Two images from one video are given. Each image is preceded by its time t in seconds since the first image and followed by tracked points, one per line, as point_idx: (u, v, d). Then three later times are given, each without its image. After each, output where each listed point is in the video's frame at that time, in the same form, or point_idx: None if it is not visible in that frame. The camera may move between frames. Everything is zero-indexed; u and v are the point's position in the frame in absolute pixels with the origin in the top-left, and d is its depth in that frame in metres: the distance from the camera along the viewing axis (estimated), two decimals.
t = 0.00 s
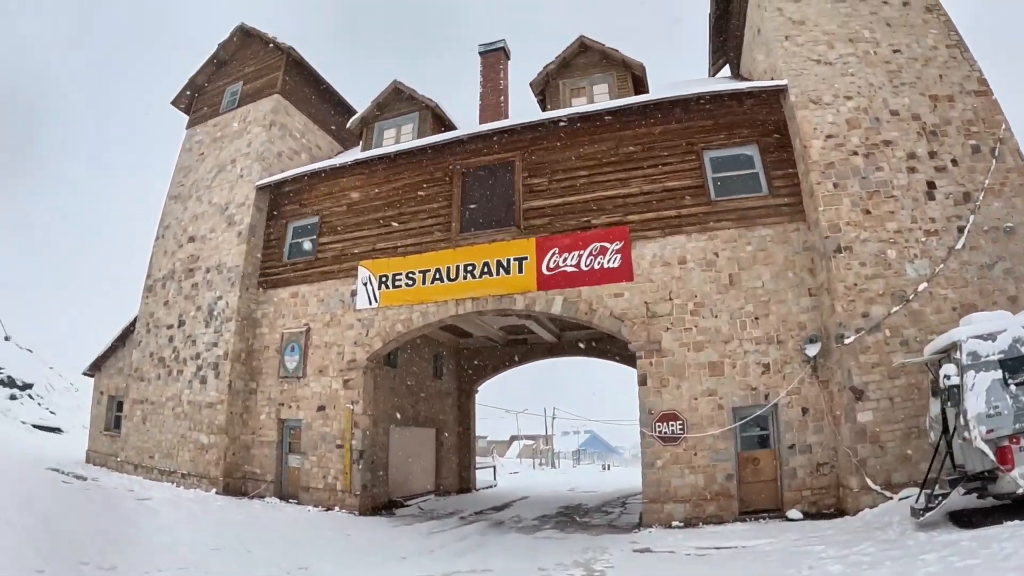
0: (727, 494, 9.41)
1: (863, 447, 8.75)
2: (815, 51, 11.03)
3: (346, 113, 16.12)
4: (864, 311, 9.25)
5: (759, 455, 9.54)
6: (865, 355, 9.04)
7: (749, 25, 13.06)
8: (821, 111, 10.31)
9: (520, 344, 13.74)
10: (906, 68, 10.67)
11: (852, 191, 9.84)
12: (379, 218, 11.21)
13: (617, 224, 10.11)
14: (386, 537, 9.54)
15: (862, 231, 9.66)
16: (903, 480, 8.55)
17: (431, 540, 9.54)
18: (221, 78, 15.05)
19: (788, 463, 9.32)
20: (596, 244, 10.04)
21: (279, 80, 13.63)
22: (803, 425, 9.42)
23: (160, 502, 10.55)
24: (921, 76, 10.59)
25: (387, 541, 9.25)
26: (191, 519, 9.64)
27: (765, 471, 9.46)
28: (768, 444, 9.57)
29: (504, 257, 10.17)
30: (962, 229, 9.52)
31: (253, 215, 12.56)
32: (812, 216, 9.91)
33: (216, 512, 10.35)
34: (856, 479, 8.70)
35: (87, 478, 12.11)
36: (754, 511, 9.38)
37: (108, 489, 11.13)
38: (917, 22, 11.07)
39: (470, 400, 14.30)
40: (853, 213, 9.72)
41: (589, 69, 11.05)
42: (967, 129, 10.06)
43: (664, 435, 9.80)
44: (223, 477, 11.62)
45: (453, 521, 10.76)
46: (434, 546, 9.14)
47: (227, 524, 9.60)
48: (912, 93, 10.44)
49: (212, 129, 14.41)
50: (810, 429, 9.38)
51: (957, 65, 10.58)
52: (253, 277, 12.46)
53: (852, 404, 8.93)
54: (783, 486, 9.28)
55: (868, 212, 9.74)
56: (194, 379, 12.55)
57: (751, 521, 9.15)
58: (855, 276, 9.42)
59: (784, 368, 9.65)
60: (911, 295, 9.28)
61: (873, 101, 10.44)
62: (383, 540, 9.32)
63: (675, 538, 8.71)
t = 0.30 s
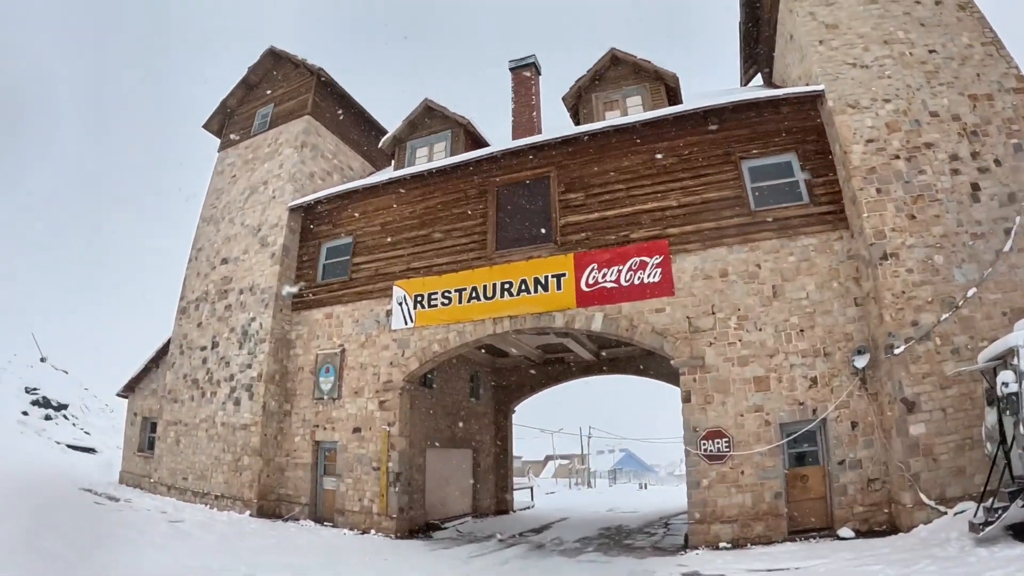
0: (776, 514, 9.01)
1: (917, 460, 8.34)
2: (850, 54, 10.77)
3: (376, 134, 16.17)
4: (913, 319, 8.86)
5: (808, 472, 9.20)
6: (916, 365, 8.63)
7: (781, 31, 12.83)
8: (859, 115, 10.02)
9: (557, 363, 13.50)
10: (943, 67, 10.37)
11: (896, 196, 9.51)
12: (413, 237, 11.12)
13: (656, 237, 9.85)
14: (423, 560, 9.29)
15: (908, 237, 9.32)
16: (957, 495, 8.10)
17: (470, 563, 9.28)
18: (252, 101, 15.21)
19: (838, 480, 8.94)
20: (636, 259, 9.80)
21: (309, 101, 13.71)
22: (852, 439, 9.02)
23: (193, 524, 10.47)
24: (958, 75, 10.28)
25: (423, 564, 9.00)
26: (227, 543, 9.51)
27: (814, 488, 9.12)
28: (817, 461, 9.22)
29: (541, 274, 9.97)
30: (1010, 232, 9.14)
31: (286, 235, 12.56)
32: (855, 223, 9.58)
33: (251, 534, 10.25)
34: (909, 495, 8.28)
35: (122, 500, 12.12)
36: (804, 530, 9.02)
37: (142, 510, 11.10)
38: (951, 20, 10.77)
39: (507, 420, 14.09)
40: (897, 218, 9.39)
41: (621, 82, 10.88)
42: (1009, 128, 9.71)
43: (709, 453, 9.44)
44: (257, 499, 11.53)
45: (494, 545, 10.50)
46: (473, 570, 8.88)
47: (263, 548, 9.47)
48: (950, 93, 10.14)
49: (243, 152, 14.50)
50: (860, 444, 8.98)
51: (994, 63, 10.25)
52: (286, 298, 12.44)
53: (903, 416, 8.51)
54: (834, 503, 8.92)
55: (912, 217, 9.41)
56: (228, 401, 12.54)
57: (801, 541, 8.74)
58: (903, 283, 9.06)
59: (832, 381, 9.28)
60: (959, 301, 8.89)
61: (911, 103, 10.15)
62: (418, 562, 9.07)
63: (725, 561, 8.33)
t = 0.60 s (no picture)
0: (781, 532, 8.74)
1: (926, 477, 8.12)
2: (853, 67, 10.72)
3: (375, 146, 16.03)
4: (920, 333, 8.69)
5: (813, 490, 8.98)
6: (923, 380, 8.41)
7: (783, 46, 12.77)
8: (864, 127, 9.92)
9: (557, 379, 13.13)
10: (945, 80, 10.32)
11: (901, 208, 9.37)
12: (410, 249, 10.89)
13: (658, 251, 9.65)
14: None
15: (914, 250, 9.17)
16: (966, 512, 7.86)
17: None
18: (250, 111, 15.04)
19: (844, 498, 8.71)
20: (637, 273, 9.59)
21: (308, 112, 13.55)
22: (859, 455, 8.80)
23: (182, 538, 10.18)
24: (961, 88, 10.22)
25: None
26: (216, 558, 9.22)
27: (820, 506, 8.90)
28: (822, 478, 9.00)
29: (541, 288, 9.75)
30: (1015, 244, 9.00)
31: (281, 246, 12.37)
32: (860, 237, 9.43)
33: (240, 550, 9.95)
34: (918, 511, 8.07)
35: (109, 511, 11.82)
36: (808, 549, 8.79)
37: (129, 523, 10.82)
38: (953, 33, 10.71)
39: (503, 437, 13.83)
40: (903, 231, 9.25)
41: (623, 95, 10.72)
42: (1012, 141, 9.63)
43: (712, 470, 9.17)
44: (247, 513, 11.24)
45: (490, 564, 10.19)
46: None
47: (253, 564, 9.17)
48: (954, 105, 10.06)
49: (240, 161, 14.30)
50: (866, 460, 8.76)
51: (997, 76, 10.20)
52: (281, 310, 12.21)
53: (911, 432, 8.30)
54: (840, 522, 8.69)
55: (917, 229, 9.28)
56: (220, 413, 12.28)
57: (808, 561, 8.47)
58: (909, 296, 8.89)
59: (837, 397, 9.07)
60: (966, 315, 8.70)
61: (915, 115, 10.08)
62: None
63: None
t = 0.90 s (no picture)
0: (728, 558, 8.51)
1: (877, 505, 8.03)
2: (817, 98, 10.96)
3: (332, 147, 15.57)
4: (874, 362, 8.67)
5: (763, 516, 8.74)
6: (877, 409, 8.40)
7: (747, 75, 12.82)
8: (825, 156, 10.20)
9: (501, 396, 12.98)
10: (908, 116, 10.60)
11: (860, 237, 9.48)
12: (360, 255, 10.46)
13: (614, 269, 9.29)
14: None
15: (871, 280, 9.21)
16: (916, 541, 7.83)
17: None
18: (208, 103, 14.41)
19: (794, 524, 8.53)
20: (591, 290, 9.22)
21: (267, 107, 13.04)
22: (809, 483, 8.64)
23: (107, 543, 9.57)
24: (923, 123, 10.51)
25: None
26: (142, 566, 8.63)
27: (769, 533, 8.66)
28: (772, 504, 8.79)
29: (492, 301, 9.38)
30: (970, 277, 9.10)
31: (229, 243, 11.84)
32: (818, 264, 9.35)
33: (169, 558, 9.39)
34: (869, 539, 7.93)
35: (31, 511, 11.08)
36: None
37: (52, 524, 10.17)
38: (917, 71, 11.05)
39: (446, 453, 13.40)
40: (860, 260, 9.31)
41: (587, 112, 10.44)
42: (971, 177, 9.91)
43: (660, 494, 8.93)
44: (178, 520, 10.63)
45: None
46: None
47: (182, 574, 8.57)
48: (916, 140, 10.32)
49: (194, 153, 13.71)
50: (816, 487, 8.62)
51: (958, 114, 10.51)
52: (225, 309, 11.69)
53: (864, 460, 8.23)
54: (790, 549, 8.49)
55: (875, 258, 9.35)
56: (155, 414, 11.68)
57: None
58: (864, 325, 8.87)
59: (789, 424, 8.92)
60: (920, 345, 8.77)
61: (876, 147, 10.35)
62: None
63: None
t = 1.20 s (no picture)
0: None
1: (806, 532, 8.01)
2: (767, 130, 11.05)
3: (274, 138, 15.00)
4: (808, 391, 8.76)
5: (690, 540, 8.64)
6: (809, 437, 8.46)
7: (700, 102, 12.75)
8: (770, 187, 10.38)
9: (429, 407, 12.66)
10: (853, 154, 11.02)
11: (801, 268, 9.90)
12: (293, 251, 10.07)
13: (551, 284, 9.08)
14: None
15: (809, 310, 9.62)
16: (845, 568, 7.87)
17: None
18: (152, 82, 13.79)
19: (721, 549, 8.45)
20: (527, 303, 9.00)
21: (212, 93, 12.65)
22: (739, 508, 8.59)
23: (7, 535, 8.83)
24: (868, 162, 10.97)
25: None
26: (42, 563, 7.96)
27: (696, 557, 8.56)
28: (699, 529, 8.71)
29: (425, 307, 9.08)
30: (906, 313, 9.64)
31: (160, 227, 11.31)
32: (756, 291, 9.33)
33: (72, 555, 8.70)
34: (798, 566, 7.92)
35: None
36: None
37: None
38: (866, 112, 11.47)
39: (369, 462, 12.99)
40: (799, 289, 9.72)
41: (536, 124, 10.27)
42: (910, 218, 10.40)
43: (587, 514, 8.55)
44: (86, 516, 9.90)
45: None
46: None
47: (84, 574, 7.87)
48: (859, 178, 10.79)
49: (133, 131, 13.08)
50: (745, 512, 8.58)
51: (902, 156, 11.07)
52: (149, 296, 11.08)
53: (795, 487, 8.20)
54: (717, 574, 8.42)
55: (813, 289, 9.80)
56: (68, 401, 10.79)
57: None
58: (800, 354, 8.98)
59: (721, 448, 8.85)
60: (854, 376, 9.03)
61: (821, 183, 10.65)
62: None
63: None
